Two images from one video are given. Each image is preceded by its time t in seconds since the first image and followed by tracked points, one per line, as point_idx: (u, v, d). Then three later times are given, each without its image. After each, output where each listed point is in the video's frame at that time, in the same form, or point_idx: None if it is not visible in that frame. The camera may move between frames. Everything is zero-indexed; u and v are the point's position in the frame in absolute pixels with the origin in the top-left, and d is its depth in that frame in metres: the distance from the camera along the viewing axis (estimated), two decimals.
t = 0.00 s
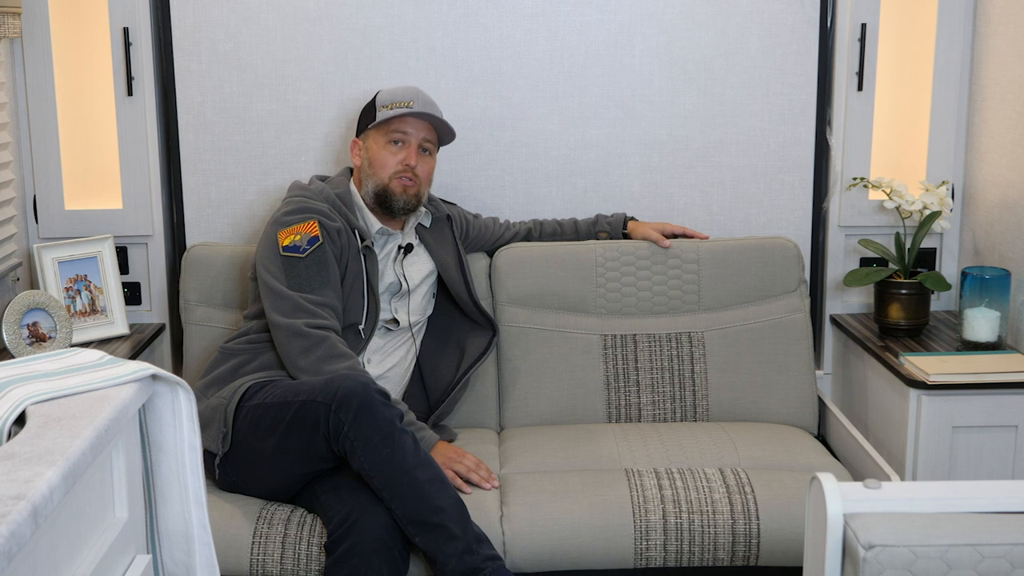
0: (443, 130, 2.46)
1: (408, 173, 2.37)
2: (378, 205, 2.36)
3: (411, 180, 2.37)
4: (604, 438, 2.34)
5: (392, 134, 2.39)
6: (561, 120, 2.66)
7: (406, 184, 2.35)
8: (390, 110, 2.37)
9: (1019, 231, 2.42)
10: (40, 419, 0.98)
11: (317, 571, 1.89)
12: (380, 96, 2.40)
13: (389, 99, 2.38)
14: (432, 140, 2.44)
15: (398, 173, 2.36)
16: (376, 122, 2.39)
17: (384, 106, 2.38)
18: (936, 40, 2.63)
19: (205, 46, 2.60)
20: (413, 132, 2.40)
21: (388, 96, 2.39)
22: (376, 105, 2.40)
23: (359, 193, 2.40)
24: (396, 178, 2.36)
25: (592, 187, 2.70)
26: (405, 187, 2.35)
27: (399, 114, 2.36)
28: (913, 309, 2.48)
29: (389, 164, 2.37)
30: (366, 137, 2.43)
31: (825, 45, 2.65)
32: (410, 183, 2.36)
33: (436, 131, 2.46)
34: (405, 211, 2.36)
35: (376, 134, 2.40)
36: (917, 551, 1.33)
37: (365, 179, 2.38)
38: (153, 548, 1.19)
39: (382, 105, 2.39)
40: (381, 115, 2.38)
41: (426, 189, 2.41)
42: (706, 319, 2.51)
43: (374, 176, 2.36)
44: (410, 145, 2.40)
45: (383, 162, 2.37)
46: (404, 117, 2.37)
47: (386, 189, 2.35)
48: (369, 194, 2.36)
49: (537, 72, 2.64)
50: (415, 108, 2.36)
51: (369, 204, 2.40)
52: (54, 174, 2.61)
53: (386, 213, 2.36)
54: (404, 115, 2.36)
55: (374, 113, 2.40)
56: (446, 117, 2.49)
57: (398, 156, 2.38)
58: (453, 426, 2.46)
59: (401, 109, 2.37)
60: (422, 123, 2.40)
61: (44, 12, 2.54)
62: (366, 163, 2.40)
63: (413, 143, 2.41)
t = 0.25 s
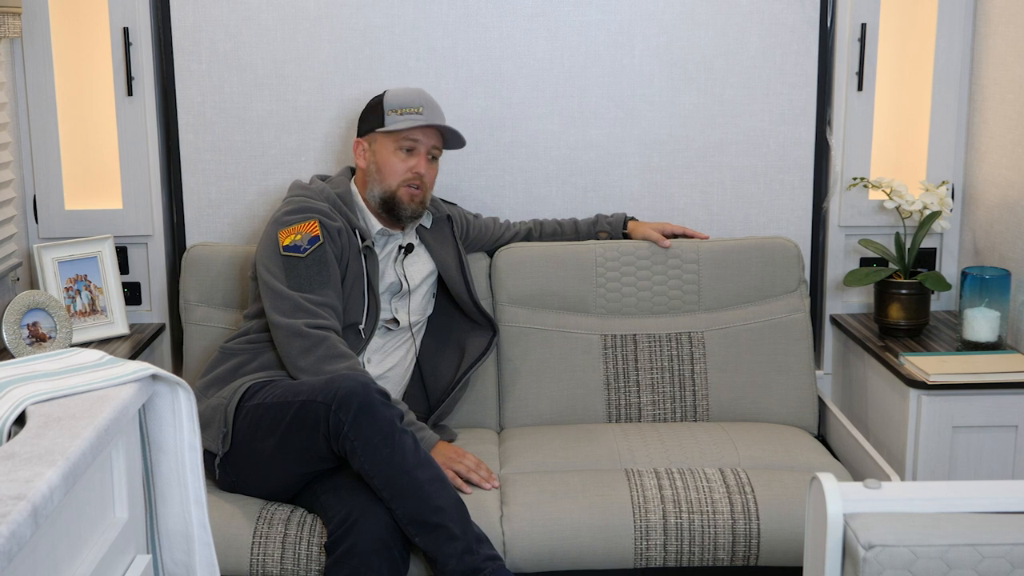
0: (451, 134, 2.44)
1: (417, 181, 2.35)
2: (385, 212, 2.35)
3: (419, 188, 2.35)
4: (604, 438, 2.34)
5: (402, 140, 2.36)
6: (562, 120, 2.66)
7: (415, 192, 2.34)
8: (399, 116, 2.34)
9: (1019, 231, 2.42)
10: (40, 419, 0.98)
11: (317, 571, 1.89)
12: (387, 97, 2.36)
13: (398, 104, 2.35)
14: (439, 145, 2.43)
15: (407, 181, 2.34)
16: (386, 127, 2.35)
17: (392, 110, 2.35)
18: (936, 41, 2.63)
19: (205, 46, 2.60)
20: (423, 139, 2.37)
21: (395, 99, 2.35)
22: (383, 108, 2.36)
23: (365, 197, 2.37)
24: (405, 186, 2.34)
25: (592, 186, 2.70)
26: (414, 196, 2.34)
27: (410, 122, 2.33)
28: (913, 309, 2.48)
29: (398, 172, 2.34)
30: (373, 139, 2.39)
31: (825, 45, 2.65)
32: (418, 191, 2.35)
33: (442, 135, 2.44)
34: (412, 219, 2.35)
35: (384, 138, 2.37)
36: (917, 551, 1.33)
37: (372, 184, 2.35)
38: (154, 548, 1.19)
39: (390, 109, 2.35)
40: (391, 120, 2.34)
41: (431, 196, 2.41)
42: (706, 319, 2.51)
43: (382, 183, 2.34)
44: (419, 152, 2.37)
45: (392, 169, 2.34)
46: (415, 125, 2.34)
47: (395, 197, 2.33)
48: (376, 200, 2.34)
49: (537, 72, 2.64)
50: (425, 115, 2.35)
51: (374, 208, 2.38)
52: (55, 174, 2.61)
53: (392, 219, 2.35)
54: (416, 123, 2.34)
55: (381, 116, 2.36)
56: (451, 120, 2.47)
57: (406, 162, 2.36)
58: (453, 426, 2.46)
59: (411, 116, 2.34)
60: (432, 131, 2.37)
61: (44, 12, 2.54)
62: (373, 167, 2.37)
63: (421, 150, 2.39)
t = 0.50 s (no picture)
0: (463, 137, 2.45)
1: (428, 186, 2.37)
2: (395, 215, 2.35)
3: (430, 193, 2.37)
4: (604, 438, 2.34)
5: (415, 145, 2.36)
6: (561, 120, 2.66)
7: (426, 198, 2.36)
8: (412, 120, 2.36)
9: (1019, 231, 2.42)
10: (40, 419, 0.98)
11: (317, 571, 1.89)
12: (398, 100, 2.36)
13: (410, 107, 2.36)
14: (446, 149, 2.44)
15: (419, 186, 2.35)
16: (400, 131, 2.35)
17: (404, 114, 2.36)
18: (936, 41, 2.63)
19: (205, 46, 2.60)
20: (435, 144, 2.38)
21: (407, 102, 2.36)
22: (395, 111, 2.36)
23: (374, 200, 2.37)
24: (418, 192, 2.35)
25: (592, 186, 2.70)
26: (425, 201, 2.36)
27: (425, 127, 2.36)
28: (914, 309, 2.48)
29: (410, 177, 2.35)
30: (383, 141, 2.38)
31: (825, 45, 2.65)
32: (429, 196, 2.37)
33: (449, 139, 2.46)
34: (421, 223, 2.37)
35: (396, 141, 2.36)
36: (917, 551, 1.33)
37: (382, 187, 2.35)
38: (154, 548, 1.19)
39: (402, 113, 2.36)
40: (403, 124, 2.36)
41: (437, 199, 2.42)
42: (706, 319, 2.51)
43: (394, 187, 2.34)
44: (431, 157, 2.39)
45: (404, 174, 2.35)
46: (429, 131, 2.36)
47: (407, 201, 2.33)
48: (387, 203, 2.34)
49: (537, 72, 2.64)
50: (438, 120, 2.38)
51: (381, 210, 2.37)
52: (55, 174, 2.61)
53: (401, 223, 2.36)
54: (430, 128, 2.37)
55: (392, 119, 2.36)
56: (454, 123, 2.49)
57: (418, 167, 2.37)
58: (453, 427, 2.46)
59: (425, 121, 2.37)
60: (444, 136, 2.40)
61: (44, 12, 2.54)
62: (383, 170, 2.36)
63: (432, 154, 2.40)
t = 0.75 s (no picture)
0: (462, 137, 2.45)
1: (427, 185, 2.37)
2: (395, 214, 2.34)
3: (430, 192, 2.37)
4: (604, 438, 2.34)
5: (414, 144, 2.36)
6: (561, 120, 2.66)
7: (426, 196, 2.35)
8: (411, 120, 2.36)
9: (1019, 231, 2.42)
10: (40, 419, 0.98)
11: (317, 571, 1.89)
12: (397, 99, 2.36)
13: (410, 106, 2.36)
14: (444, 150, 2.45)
15: (419, 184, 2.35)
16: (399, 130, 2.35)
17: (404, 113, 2.36)
18: (936, 41, 2.63)
19: (205, 46, 2.60)
20: (434, 144, 2.39)
21: (406, 102, 2.36)
22: (394, 110, 2.36)
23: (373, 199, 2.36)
24: (417, 190, 2.35)
25: (592, 186, 2.70)
26: (425, 199, 2.36)
27: (425, 126, 2.36)
28: (913, 308, 2.48)
29: (410, 175, 2.35)
30: (382, 140, 2.38)
31: (825, 45, 2.65)
32: (429, 194, 2.36)
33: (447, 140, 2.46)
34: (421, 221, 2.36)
35: (395, 141, 2.36)
36: (917, 551, 1.33)
37: (382, 185, 2.35)
38: (153, 548, 1.19)
39: (401, 112, 2.36)
40: (403, 123, 2.36)
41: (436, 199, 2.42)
42: (706, 319, 2.51)
43: (393, 185, 2.34)
44: (430, 156, 2.39)
45: (403, 173, 2.35)
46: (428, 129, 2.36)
47: (407, 199, 2.33)
48: (386, 202, 2.34)
49: (537, 72, 2.64)
50: (437, 120, 2.38)
51: (381, 210, 2.37)
52: (55, 174, 2.61)
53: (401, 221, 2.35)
54: (429, 127, 2.37)
55: (391, 118, 2.36)
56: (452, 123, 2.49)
57: (418, 166, 2.36)
58: (453, 427, 2.46)
59: (425, 120, 2.37)
60: (443, 135, 2.40)
61: (44, 12, 2.54)
62: (382, 169, 2.36)
63: (431, 154, 2.40)
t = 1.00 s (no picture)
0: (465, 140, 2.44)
1: (430, 187, 2.37)
2: (397, 216, 2.34)
3: (432, 194, 2.37)
4: (604, 438, 2.34)
5: (416, 146, 2.36)
6: (562, 120, 2.66)
7: (428, 198, 2.35)
8: (414, 122, 2.36)
9: (1019, 231, 2.42)
10: (40, 419, 0.98)
11: (318, 571, 1.89)
12: (400, 101, 2.36)
13: (412, 108, 2.36)
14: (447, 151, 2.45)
15: (421, 186, 2.35)
16: (401, 132, 2.35)
17: (407, 115, 2.36)
18: (936, 41, 2.63)
19: (205, 46, 2.60)
20: (436, 145, 2.39)
21: (410, 103, 2.36)
22: (397, 112, 2.36)
23: (376, 201, 2.37)
24: (419, 192, 2.35)
25: (592, 187, 2.70)
26: (428, 201, 2.36)
27: (427, 128, 2.36)
28: (914, 309, 2.48)
29: (412, 177, 2.35)
30: (384, 142, 2.38)
31: (825, 45, 2.65)
32: (431, 196, 2.36)
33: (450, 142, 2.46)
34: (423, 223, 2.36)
35: (398, 142, 2.36)
36: (917, 551, 1.33)
37: (384, 188, 2.35)
38: (153, 548, 1.19)
39: (405, 114, 2.36)
40: (406, 126, 2.36)
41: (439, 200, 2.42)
42: (706, 319, 2.51)
43: (395, 188, 2.34)
44: (433, 158, 2.39)
45: (406, 175, 2.35)
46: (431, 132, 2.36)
47: (409, 202, 2.33)
48: (389, 204, 2.34)
49: (537, 72, 2.64)
50: (440, 122, 2.38)
51: (383, 211, 2.37)
52: (55, 174, 2.61)
53: (403, 223, 2.35)
54: (432, 129, 2.37)
55: (394, 120, 2.36)
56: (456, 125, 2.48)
57: (420, 168, 2.36)
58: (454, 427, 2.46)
59: (427, 122, 2.37)
60: (445, 137, 2.40)
61: (44, 12, 2.54)
62: (385, 170, 2.36)
63: (433, 156, 2.39)
